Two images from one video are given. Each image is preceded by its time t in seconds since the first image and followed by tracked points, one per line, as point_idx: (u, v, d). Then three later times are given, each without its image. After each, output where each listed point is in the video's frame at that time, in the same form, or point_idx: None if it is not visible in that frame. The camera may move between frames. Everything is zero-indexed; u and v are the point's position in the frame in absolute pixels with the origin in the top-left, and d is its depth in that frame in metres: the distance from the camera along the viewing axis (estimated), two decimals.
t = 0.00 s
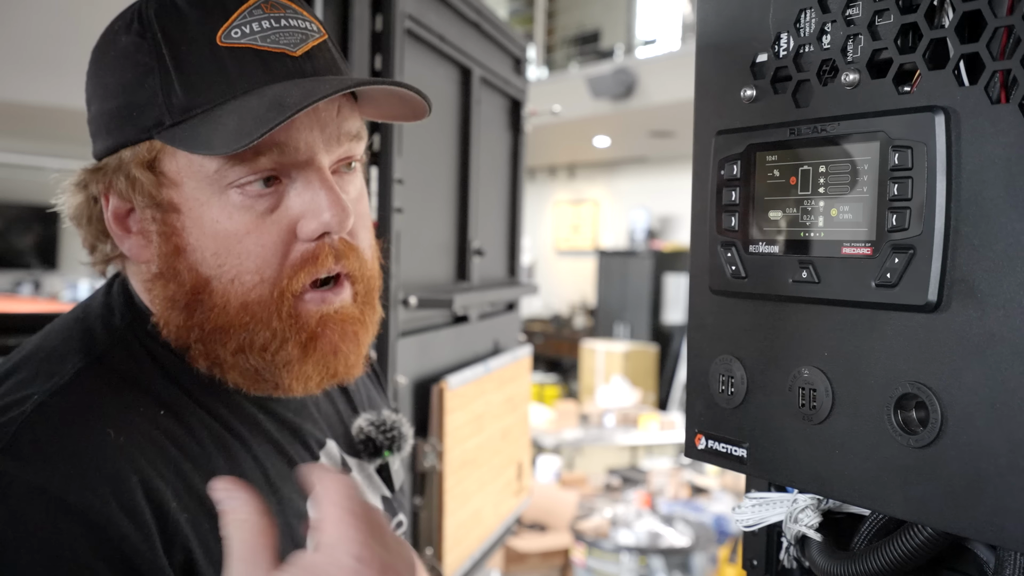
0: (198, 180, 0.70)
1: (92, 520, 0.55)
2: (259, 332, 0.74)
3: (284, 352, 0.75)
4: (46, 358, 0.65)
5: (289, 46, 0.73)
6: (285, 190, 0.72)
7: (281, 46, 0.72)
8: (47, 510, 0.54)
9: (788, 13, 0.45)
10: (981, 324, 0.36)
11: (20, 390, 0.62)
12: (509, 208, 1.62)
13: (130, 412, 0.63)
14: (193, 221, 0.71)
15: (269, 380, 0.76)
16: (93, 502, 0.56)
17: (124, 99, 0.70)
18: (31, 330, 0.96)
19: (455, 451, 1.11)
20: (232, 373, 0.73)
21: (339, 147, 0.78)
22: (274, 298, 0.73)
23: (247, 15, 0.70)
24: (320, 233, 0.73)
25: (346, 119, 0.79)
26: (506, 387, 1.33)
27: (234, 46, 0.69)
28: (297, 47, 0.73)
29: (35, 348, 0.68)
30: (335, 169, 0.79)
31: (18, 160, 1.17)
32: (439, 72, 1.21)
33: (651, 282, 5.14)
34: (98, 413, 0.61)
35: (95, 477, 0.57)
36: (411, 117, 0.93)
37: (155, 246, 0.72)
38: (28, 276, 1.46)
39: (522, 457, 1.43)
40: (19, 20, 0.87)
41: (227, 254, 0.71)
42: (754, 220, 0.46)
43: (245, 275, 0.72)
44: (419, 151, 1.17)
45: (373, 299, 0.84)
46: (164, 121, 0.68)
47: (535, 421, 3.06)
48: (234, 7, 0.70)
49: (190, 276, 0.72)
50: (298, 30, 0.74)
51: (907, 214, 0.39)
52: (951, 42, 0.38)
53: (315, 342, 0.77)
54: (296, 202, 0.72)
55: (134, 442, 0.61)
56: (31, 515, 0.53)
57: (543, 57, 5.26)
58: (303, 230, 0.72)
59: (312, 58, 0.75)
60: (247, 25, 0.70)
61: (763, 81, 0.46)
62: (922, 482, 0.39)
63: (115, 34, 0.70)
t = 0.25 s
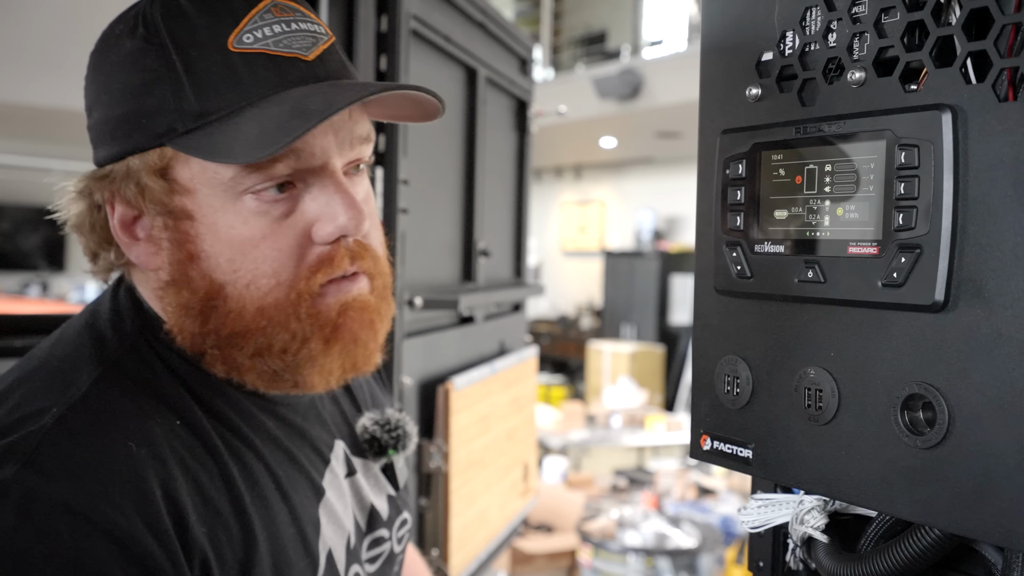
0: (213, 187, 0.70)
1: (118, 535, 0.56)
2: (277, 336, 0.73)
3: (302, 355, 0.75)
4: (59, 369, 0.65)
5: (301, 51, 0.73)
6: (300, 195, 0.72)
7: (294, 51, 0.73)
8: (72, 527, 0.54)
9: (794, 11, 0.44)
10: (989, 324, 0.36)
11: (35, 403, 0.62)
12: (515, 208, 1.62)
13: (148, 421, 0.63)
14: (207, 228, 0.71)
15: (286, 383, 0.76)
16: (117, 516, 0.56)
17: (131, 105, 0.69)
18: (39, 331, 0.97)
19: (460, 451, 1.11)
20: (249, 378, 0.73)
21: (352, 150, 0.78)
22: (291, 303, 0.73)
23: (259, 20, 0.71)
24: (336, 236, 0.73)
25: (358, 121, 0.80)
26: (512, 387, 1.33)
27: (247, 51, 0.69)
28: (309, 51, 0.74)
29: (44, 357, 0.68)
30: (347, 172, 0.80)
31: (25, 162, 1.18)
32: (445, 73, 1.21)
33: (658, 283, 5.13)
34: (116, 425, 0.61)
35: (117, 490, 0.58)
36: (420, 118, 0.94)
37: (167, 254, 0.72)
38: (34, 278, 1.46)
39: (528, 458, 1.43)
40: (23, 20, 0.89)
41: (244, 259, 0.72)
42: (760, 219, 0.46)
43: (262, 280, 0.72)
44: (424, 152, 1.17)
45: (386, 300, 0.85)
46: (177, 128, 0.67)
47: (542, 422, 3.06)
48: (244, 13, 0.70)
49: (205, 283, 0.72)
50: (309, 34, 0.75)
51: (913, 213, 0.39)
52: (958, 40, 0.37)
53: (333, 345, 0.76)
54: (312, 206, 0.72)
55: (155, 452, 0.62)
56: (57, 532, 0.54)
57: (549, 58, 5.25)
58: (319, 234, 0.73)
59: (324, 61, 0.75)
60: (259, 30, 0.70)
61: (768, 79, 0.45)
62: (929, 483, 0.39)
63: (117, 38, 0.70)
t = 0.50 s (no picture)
0: (231, 197, 0.70)
1: (112, 546, 0.56)
2: (290, 347, 0.73)
3: (315, 365, 0.75)
4: (59, 370, 0.65)
5: (324, 60, 0.73)
6: (318, 205, 0.72)
7: (316, 60, 0.73)
8: (65, 534, 0.55)
9: (795, 6, 0.44)
10: (990, 320, 0.36)
11: (35, 404, 0.62)
12: (518, 206, 1.62)
13: (146, 428, 0.63)
14: (223, 237, 0.71)
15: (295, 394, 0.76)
16: (112, 525, 0.57)
17: (150, 112, 0.68)
18: (41, 329, 0.97)
19: (463, 450, 1.11)
20: (257, 388, 0.73)
21: (370, 161, 0.79)
22: (305, 314, 0.73)
23: (281, 28, 0.70)
24: (352, 247, 0.73)
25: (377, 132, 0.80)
26: (514, 386, 1.33)
27: (270, 60, 0.69)
28: (332, 60, 0.74)
29: (48, 356, 0.68)
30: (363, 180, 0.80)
31: (29, 160, 1.18)
32: (447, 71, 1.21)
33: (661, 281, 5.13)
34: (114, 431, 0.61)
35: (113, 499, 0.58)
36: (433, 127, 0.94)
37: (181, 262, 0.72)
38: (38, 276, 1.47)
39: (531, 456, 1.43)
40: (22, 22, 0.89)
41: (259, 269, 0.72)
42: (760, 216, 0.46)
43: (277, 291, 0.72)
44: (427, 150, 1.17)
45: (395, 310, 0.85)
46: (196, 136, 0.67)
47: (545, 420, 3.06)
48: (267, 22, 0.70)
49: (220, 292, 0.72)
50: (330, 42, 0.74)
51: (914, 209, 0.38)
52: (959, 35, 0.37)
53: (344, 355, 0.76)
54: (329, 217, 0.72)
55: (152, 459, 0.62)
56: (50, 541, 0.54)
57: (552, 56, 5.25)
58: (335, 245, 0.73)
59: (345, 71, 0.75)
60: (281, 39, 0.70)
61: (769, 74, 0.45)
62: (930, 481, 0.38)
63: (134, 38, 0.70)
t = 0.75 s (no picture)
0: (220, 183, 0.70)
1: (111, 542, 0.56)
2: (289, 330, 0.73)
3: (316, 347, 0.74)
4: (57, 366, 0.65)
5: (301, 38, 0.73)
6: (307, 184, 0.72)
7: (293, 39, 0.72)
8: (64, 531, 0.55)
9: (795, 5, 0.44)
10: (989, 321, 0.36)
11: (33, 400, 0.62)
12: (517, 204, 1.62)
13: (145, 424, 0.63)
14: (215, 225, 0.71)
15: (299, 378, 0.76)
16: (111, 522, 0.56)
17: (132, 104, 0.68)
18: (41, 326, 0.97)
19: (461, 449, 1.11)
20: (259, 376, 0.74)
21: (356, 138, 0.78)
22: (302, 296, 0.73)
23: (256, 11, 0.70)
24: (345, 225, 0.73)
25: (360, 108, 0.79)
26: (514, 384, 1.33)
27: (247, 42, 0.69)
28: (309, 38, 0.74)
29: (46, 353, 0.68)
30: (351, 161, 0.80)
31: (29, 158, 1.18)
32: (447, 69, 1.21)
33: (661, 280, 5.12)
34: (112, 428, 0.61)
35: (112, 495, 0.58)
36: (417, 103, 0.94)
37: (174, 253, 0.72)
38: (38, 274, 1.47)
39: (530, 455, 1.43)
40: (23, 22, 0.89)
41: (254, 254, 0.71)
42: (759, 216, 0.46)
43: (273, 275, 0.72)
44: (426, 148, 1.17)
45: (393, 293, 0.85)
46: (181, 124, 0.68)
47: (545, 418, 3.06)
48: (242, 6, 0.70)
49: (215, 281, 0.72)
50: (306, 22, 0.74)
51: (913, 209, 0.38)
52: (959, 34, 0.37)
53: (345, 336, 0.76)
54: (320, 196, 0.72)
55: (150, 456, 0.62)
56: (50, 538, 0.54)
57: (553, 55, 5.24)
58: (328, 223, 0.72)
59: (323, 47, 0.75)
60: (257, 20, 0.70)
61: (769, 74, 0.45)
62: (929, 482, 0.38)
63: (111, 37, 0.70)
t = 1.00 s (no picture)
0: (210, 183, 0.70)
1: (109, 539, 0.56)
2: (280, 329, 0.73)
3: (308, 346, 0.74)
4: (48, 366, 0.65)
5: (294, 39, 0.73)
6: (298, 184, 0.72)
7: (285, 39, 0.72)
8: (62, 528, 0.54)
9: (793, 6, 0.44)
10: (984, 322, 0.36)
11: (23, 400, 0.62)
12: (514, 203, 1.62)
13: (138, 422, 0.63)
14: (206, 224, 0.71)
15: (292, 375, 0.76)
16: (107, 520, 0.56)
17: (123, 102, 0.68)
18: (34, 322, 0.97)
19: (457, 447, 1.10)
20: (254, 370, 0.74)
21: (348, 139, 0.78)
22: (293, 295, 0.73)
23: (248, 10, 0.70)
24: (336, 225, 0.73)
25: (353, 109, 0.79)
26: (509, 383, 1.33)
27: (238, 42, 0.69)
28: (301, 39, 0.73)
29: (35, 353, 0.68)
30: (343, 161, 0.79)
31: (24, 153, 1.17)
32: (444, 67, 1.21)
33: (659, 279, 5.13)
34: (106, 426, 0.61)
35: (107, 493, 0.58)
36: (412, 104, 0.93)
37: (165, 252, 0.72)
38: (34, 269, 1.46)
39: (526, 453, 1.43)
40: (25, 19, 0.88)
41: (244, 253, 0.71)
42: (756, 216, 0.46)
43: (263, 274, 0.71)
44: (424, 146, 1.17)
45: (389, 283, 0.84)
46: (171, 124, 0.67)
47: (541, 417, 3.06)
48: (234, 5, 0.70)
49: (205, 280, 0.72)
50: (299, 22, 0.74)
51: (910, 210, 0.38)
52: (957, 35, 0.37)
53: (337, 334, 0.76)
54: (310, 196, 0.72)
55: (144, 453, 0.62)
56: (47, 535, 0.53)
57: (552, 53, 5.23)
58: (319, 223, 0.72)
59: (317, 48, 0.75)
60: (249, 20, 0.70)
61: (767, 74, 0.45)
62: (924, 482, 0.38)
63: (103, 34, 0.69)
